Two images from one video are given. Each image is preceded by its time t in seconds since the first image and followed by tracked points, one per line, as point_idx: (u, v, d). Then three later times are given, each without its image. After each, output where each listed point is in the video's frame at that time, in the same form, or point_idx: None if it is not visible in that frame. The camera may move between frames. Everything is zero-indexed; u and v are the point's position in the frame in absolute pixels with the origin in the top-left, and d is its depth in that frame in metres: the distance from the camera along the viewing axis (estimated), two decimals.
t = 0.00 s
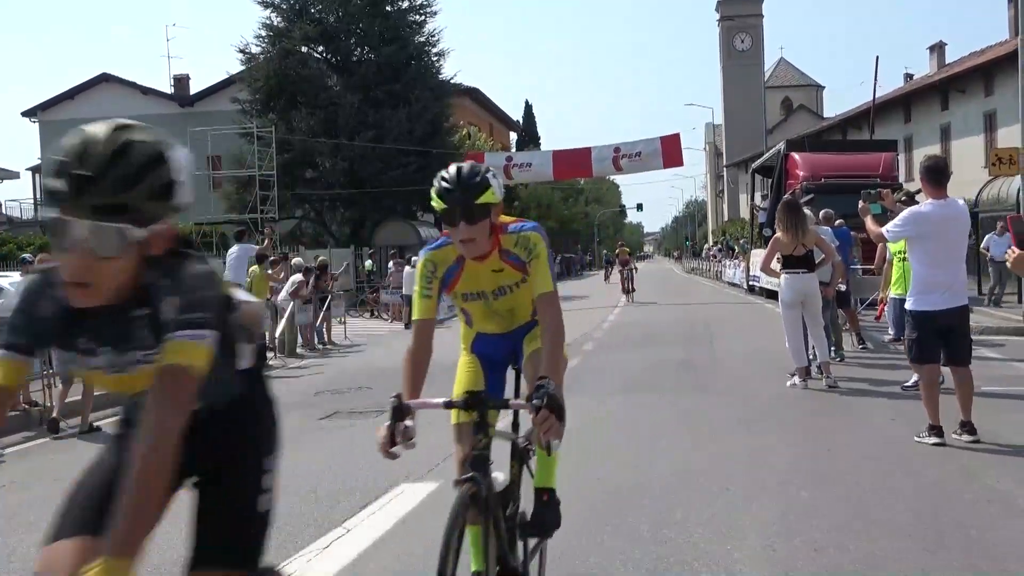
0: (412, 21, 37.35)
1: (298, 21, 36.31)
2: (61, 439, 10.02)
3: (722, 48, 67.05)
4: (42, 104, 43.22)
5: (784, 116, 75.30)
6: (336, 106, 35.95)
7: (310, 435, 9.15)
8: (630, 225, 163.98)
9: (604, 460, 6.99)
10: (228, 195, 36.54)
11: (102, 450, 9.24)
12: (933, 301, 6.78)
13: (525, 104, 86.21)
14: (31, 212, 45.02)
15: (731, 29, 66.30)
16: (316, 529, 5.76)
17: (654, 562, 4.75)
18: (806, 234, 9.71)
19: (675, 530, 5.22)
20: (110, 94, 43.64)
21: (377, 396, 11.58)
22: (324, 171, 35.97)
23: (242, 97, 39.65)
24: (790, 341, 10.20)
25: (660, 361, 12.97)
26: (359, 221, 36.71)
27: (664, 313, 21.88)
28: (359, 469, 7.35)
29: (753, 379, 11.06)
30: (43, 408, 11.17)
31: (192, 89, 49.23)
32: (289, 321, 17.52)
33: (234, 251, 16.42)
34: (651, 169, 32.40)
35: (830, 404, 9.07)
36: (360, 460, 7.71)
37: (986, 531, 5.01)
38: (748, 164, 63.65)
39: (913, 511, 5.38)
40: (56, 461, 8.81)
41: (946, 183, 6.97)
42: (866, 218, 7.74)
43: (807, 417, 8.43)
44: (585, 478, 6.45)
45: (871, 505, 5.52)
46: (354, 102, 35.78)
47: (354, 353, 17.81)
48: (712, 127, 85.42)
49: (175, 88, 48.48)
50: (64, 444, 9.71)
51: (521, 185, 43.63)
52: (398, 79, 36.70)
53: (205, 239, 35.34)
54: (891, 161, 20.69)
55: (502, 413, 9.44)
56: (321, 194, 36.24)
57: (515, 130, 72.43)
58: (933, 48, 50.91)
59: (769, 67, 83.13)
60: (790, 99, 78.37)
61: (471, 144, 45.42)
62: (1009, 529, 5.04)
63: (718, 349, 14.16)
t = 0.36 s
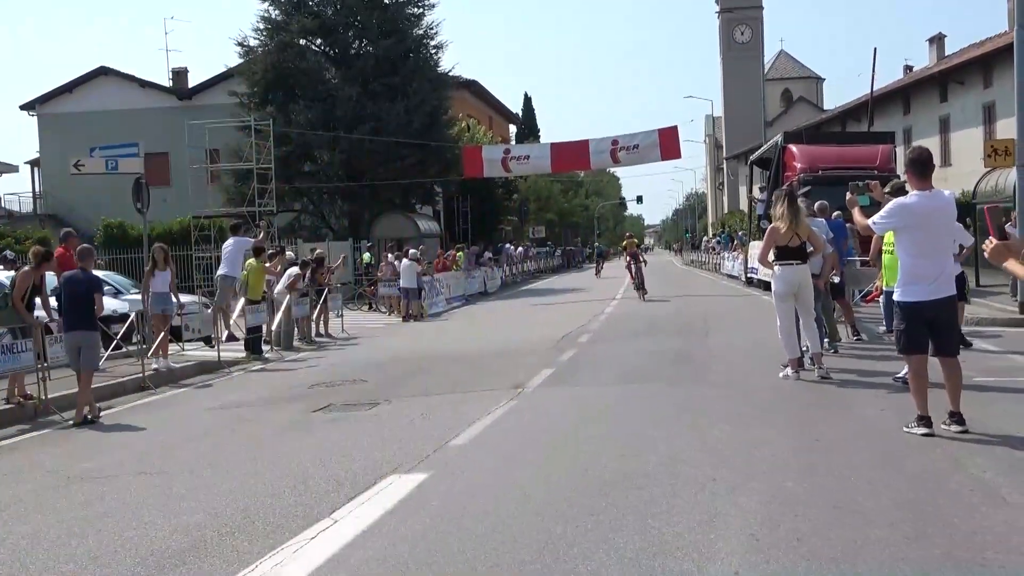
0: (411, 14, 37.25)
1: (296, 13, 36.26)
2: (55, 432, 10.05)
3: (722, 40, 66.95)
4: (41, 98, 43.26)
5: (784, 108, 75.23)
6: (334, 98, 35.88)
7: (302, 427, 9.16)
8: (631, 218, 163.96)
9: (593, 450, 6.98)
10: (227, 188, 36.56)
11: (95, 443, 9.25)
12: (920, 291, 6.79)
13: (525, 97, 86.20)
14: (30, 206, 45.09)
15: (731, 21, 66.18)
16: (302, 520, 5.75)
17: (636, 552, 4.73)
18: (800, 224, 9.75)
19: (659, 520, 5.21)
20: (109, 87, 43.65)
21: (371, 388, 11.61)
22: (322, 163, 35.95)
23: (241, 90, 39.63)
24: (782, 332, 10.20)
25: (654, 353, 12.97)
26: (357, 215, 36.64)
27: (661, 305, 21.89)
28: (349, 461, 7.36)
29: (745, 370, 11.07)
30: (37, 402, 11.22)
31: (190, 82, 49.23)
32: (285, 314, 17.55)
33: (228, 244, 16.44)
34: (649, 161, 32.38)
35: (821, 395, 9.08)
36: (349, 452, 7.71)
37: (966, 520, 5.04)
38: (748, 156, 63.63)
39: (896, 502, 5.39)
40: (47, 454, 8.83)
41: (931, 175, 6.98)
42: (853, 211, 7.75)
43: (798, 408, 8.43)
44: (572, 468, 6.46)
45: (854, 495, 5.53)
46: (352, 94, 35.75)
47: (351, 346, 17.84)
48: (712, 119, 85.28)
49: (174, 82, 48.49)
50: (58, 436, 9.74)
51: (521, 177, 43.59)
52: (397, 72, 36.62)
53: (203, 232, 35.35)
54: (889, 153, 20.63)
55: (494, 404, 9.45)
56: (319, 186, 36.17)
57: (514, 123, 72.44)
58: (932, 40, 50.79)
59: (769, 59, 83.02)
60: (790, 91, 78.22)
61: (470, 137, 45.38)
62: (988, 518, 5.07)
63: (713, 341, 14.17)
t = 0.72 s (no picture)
0: (410, 4, 37.11)
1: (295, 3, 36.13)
2: (52, 424, 10.02)
3: (723, 28, 66.77)
4: (40, 89, 43.16)
5: (785, 96, 75.06)
6: (333, 89, 35.80)
7: (299, 418, 9.15)
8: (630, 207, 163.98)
9: (589, 439, 6.98)
10: (226, 179, 36.49)
11: (93, 434, 9.24)
12: (913, 281, 6.77)
13: (525, 87, 86.02)
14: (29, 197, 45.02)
15: (731, 9, 66.01)
16: (297, 512, 5.73)
17: (629, 542, 4.71)
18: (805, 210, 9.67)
19: (654, 510, 5.19)
20: (108, 78, 43.56)
21: (369, 378, 11.60)
22: (322, 154, 35.87)
23: (240, 81, 39.55)
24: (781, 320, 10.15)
25: (652, 343, 12.97)
26: (357, 205, 36.55)
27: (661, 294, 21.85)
28: (346, 452, 7.35)
29: (743, 359, 11.06)
30: (35, 393, 11.20)
31: (189, 72, 49.11)
32: (284, 304, 17.52)
33: (227, 235, 16.43)
34: (649, 150, 32.34)
35: (818, 384, 9.06)
36: (346, 442, 7.71)
37: (962, 509, 5.02)
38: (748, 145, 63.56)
39: (892, 490, 5.38)
40: (44, 446, 8.80)
41: (924, 162, 6.94)
42: (847, 199, 7.72)
43: (796, 397, 8.43)
44: (567, 458, 6.45)
45: (849, 483, 5.54)
46: (351, 84, 35.66)
47: (349, 337, 17.80)
48: (713, 108, 85.10)
49: (173, 73, 48.38)
50: (55, 428, 9.71)
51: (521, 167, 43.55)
52: (396, 61, 36.54)
53: (203, 223, 35.30)
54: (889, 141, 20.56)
55: (491, 394, 9.44)
56: (318, 177, 36.09)
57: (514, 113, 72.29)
58: (933, 27, 50.62)
59: (770, 48, 82.74)
60: (790, 80, 78.06)
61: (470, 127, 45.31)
62: (984, 507, 5.05)
63: (711, 330, 14.16)
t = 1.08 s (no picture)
0: None
1: None
2: (41, 420, 9.93)
3: (718, 24, 66.76)
4: (33, 83, 43.00)
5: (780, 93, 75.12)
6: (327, 84, 35.67)
7: (291, 414, 9.10)
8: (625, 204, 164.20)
9: (581, 438, 6.93)
10: (219, 174, 36.38)
11: (83, 431, 9.17)
12: (905, 279, 6.73)
13: (520, 83, 85.96)
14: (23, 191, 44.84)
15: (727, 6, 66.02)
16: (286, 512, 5.66)
17: (620, 543, 4.65)
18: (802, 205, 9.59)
19: (645, 510, 5.14)
20: (103, 72, 43.38)
21: (361, 375, 11.55)
22: (316, 149, 35.77)
23: (234, 76, 39.43)
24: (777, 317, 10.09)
25: (645, 339, 12.93)
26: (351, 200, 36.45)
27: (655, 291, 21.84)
28: (336, 449, 7.29)
29: (736, 357, 11.02)
30: (24, 390, 11.10)
31: (183, 67, 48.96)
32: (277, 300, 17.44)
33: (219, 230, 16.35)
34: (644, 147, 32.30)
35: (812, 382, 9.02)
36: (338, 440, 7.65)
37: (955, 509, 4.98)
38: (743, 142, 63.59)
39: (886, 490, 5.33)
40: (33, 443, 8.72)
41: (915, 160, 6.88)
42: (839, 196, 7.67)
43: (789, 395, 8.39)
44: (559, 456, 6.39)
45: (842, 483, 5.50)
46: (346, 79, 35.54)
47: (342, 333, 17.73)
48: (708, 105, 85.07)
49: (167, 67, 48.21)
50: (43, 425, 9.63)
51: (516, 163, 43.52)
52: (390, 56, 36.41)
53: (196, 218, 35.19)
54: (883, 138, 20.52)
55: (483, 391, 9.39)
56: (312, 172, 35.97)
57: (510, 108, 72.24)
58: (929, 24, 50.62)
59: (765, 45, 82.76)
60: (786, 77, 78.08)
61: (465, 123, 45.25)
62: (977, 507, 5.02)
63: (705, 327, 14.13)
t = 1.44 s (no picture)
0: None
1: None
2: (22, 418, 9.78)
3: (710, 24, 66.82)
4: (21, 76, 42.68)
5: (770, 94, 75.23)
6: (318, 80, 35.51)
7: (276, 413, 9.02)
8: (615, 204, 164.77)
9: (569, 439, 6.86)
10: (208, 169, 36.18)
11: (65, 428, 9.03)
12: (894, 282, 6.68)
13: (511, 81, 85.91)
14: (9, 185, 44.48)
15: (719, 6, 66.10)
16: (268, 513, 5.58)
17: (606, 549, 4.57)
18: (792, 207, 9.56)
19: (634, 514, 5.07)
20: (91, 66, 43.09)
21: (347, 373, 11.46)
22: (305, 145, 35.61)
23: (223, 71, 39.24)
24: (766, 319, 10.05)
25: (634, 340, 12.87)
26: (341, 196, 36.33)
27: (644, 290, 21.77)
28: (321, 449, 7.20)
29: (725, 358, 10.97)
30: (6, 385, 10.95)
31: (172, 62, 48.68)
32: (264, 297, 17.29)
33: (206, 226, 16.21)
34: (634, 146, 32.26)
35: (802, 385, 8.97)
36: (323, 439, 7.56)
37: (946, 516, 4.93)
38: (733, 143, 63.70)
39: (876, 496, 5.28)
40: (14, 440, 8.59)
41: (906, 161, 6.83)
42: (830, 197, 7.61)
43: (779, 397, 8.35)
44: (546, 459, 6.32)
45: (831, 487, 5.45)
46: (336, 76, 35.38)
47: (330, 331, 17.62)
48: (698, 105, 85.07)
49: (156, 62, 47.93)
50: (25, 422, 9.48)
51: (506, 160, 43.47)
52: (381, 53, 36.25)
53: (184, 213, 34.98)
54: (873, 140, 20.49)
55: (470, 390, 9.31)
56: (301, 168, 35.80)
57: (501, 106, 72.09)
58: (919, 26, 50.76)
59: (756, 45, 82.88)
60: (776, 78, 78.19)
61: (456, 120, 45.15)
62: (968, 513, 4.97)
63: (694, 328, 14.09)
